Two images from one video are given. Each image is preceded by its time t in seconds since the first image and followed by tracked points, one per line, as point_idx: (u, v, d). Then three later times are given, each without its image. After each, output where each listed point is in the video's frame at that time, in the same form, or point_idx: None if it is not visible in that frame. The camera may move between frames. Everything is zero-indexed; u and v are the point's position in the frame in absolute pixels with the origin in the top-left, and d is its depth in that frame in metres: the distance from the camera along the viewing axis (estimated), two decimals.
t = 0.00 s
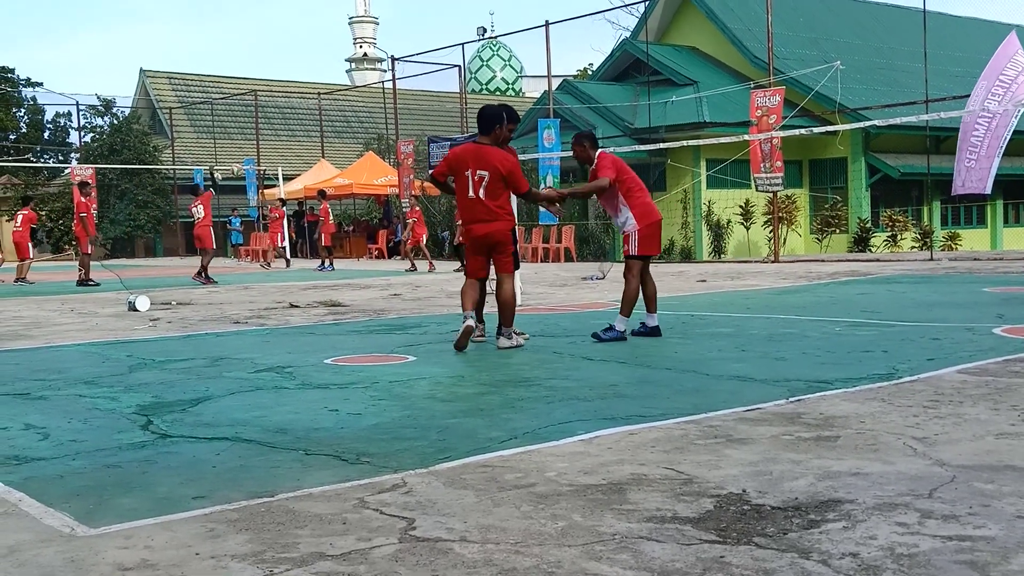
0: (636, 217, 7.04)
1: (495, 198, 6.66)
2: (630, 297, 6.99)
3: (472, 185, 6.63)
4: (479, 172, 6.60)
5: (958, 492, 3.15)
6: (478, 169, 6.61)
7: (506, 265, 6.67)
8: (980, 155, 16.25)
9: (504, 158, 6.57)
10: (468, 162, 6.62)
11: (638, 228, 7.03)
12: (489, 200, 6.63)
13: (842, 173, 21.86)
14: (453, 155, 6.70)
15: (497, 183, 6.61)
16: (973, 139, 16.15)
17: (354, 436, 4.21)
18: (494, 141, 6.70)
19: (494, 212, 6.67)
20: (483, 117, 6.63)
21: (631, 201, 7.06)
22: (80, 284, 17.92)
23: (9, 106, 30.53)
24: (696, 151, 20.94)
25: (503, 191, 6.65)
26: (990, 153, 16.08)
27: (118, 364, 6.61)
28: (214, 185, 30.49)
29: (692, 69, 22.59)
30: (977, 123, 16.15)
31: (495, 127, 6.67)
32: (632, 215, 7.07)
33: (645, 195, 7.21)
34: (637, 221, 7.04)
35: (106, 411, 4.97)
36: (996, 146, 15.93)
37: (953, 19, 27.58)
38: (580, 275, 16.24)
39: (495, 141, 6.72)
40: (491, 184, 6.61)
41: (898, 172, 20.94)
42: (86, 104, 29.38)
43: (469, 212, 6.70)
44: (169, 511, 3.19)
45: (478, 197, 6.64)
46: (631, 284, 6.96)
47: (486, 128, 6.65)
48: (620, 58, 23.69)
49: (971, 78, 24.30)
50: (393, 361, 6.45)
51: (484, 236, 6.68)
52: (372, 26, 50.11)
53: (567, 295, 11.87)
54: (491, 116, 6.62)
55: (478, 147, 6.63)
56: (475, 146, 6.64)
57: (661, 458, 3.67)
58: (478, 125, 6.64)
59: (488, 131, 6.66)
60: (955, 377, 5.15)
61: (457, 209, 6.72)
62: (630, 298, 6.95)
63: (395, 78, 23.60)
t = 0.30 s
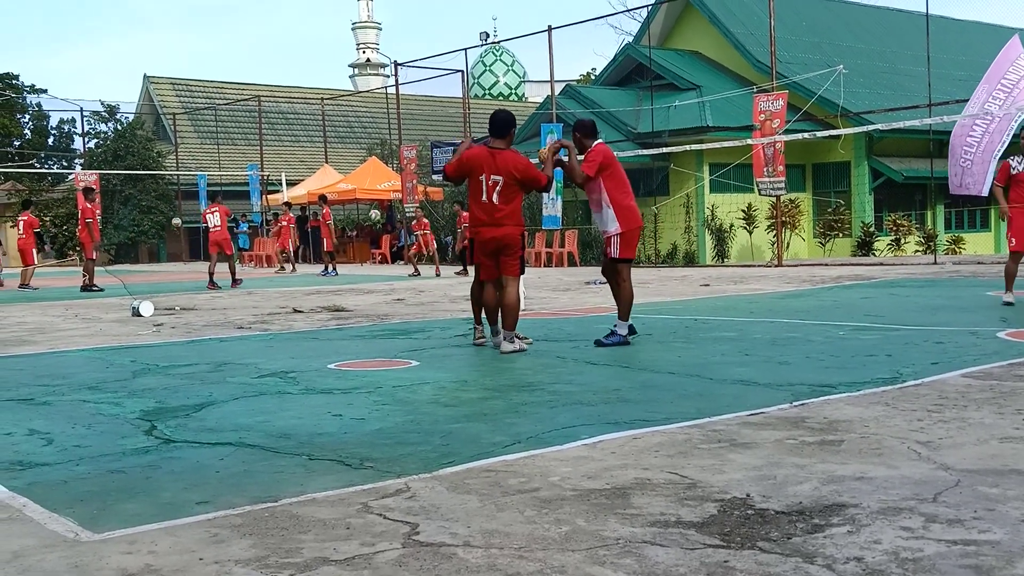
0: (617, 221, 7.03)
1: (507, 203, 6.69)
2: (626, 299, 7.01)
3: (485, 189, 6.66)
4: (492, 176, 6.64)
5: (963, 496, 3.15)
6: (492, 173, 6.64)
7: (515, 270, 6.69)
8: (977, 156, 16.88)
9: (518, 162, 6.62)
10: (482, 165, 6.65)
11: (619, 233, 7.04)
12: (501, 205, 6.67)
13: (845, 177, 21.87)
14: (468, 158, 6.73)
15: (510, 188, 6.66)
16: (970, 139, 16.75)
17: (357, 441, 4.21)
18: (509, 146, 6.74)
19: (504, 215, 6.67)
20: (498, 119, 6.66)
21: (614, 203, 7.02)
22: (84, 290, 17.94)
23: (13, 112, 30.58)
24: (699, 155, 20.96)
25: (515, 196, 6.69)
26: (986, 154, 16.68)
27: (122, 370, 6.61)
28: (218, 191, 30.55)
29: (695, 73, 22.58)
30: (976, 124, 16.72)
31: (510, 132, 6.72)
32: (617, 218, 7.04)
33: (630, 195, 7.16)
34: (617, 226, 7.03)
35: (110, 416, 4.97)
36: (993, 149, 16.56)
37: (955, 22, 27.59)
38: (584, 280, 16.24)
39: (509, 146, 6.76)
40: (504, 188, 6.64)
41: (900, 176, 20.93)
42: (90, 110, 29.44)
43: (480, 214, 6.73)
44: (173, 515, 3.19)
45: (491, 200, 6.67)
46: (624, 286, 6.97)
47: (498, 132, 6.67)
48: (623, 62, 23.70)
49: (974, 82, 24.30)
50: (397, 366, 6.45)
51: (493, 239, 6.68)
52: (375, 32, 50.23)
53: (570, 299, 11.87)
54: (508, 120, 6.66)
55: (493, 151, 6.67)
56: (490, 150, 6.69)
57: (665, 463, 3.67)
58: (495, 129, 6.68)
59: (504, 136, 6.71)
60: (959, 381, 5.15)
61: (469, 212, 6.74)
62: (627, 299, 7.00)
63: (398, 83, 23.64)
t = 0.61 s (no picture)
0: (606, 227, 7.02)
1: (504, 207, 6.71)
2: (621, 304, 7.00)
3: (482, 193, 6.71)
4: (489, 179, 6.68)
5: (966, 500, 3.14)
6: (489, 176, 6.69)
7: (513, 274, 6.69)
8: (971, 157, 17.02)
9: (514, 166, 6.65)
10: (480, 169, 6.73)
11: (610, 239, 7.01)
12: (498, 209, 6.70)
13: (848, 181, 21.88)
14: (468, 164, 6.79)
15: (507, 191, 6.68)
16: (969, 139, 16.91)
17: (359, 446, 4.21)
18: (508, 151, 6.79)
19: (500, 220, 6.70)
20: (497, 125, 6.71)
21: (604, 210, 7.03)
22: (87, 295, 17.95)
23: (16, 118, 30.64)
24: (701, 159, 21.03)
25: (512, 200, 6.72)
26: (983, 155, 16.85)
27: (124, 375, 6.62)
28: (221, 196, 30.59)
29: (697, 78, 22.60)
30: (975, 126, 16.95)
31: (509, 137, 6.77)
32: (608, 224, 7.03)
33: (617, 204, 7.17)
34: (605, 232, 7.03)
35: (113, 421, 4.97)
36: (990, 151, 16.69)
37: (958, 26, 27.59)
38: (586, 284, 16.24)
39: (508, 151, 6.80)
40: (501, 192, 6.68)
41: (903, 180, 20.93)
42: (93, 115, 29.51)
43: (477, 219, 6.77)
44: (176, 520, 3.19)
45: (488, 204, 6.71)
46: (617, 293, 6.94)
47: (498, 137, 6.73)
48: (625, 67, 23.71)
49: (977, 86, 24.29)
50: (399, 370, 6.46)
51: (488, 244, 6.72)
52: (377, 37, 50.30)
53: (572, 304, 11.86)
54: (506, 125, 6.71)
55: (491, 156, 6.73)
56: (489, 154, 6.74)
57: (667, 467, 3.67)
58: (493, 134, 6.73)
59: (503, 142, 6.75)
60: (962, 385, 5.14)
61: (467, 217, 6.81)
62: (623, 305, 6.97)
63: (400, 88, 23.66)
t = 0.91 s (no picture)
0: (584, 225, 7.07)
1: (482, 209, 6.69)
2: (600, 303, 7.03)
3: (459, 196, 6.69)
4: (464, 182, 6.66)
5: (967, 499, 3.14)
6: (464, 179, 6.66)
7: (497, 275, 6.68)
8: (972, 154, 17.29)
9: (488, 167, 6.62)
10: (455, 171, 6.70)
11: (583, 236, 7.07)
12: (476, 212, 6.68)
13: (848, 181, 21.89)
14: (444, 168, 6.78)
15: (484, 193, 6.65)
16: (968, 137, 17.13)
17: (360, 446, 4.21)
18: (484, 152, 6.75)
19: (479, 221, 6.69)
20: (470, 127, 6.69)
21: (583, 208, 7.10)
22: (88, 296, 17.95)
23: (16, 119, 30.64)
24: (702, 159, 21.03)
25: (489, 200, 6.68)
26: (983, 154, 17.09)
27: (125, 375, 6.62)
28: (222, 197, 30.58)
29: (697, 78, 22.59)
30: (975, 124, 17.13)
31: (484, 138, 6.73)
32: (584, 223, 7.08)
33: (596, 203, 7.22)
34: (584, 229, 7.07)
35: (114, 422, 4.97)
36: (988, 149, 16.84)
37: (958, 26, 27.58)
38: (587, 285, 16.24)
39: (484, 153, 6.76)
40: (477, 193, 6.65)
41: (904, 180, 20.90)
42: (93, 116, 29.51)
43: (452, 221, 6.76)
44: (176, 521, 3.19)
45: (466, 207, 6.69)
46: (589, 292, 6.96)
47: (474, 139, 6.70)
48: (626, 67, 23.71)
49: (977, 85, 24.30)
50: (399, 371, 6.45)
51: (470, 245, 6.72)
52: (377, 37, 50.36)
53: (572, 304, 11.86)
54: (480, 127, 6.68)
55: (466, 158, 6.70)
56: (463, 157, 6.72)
57: (668, 467, 3.67)
58: (467, 136, 6.71)
59: (478, 143, 6.72)
60: (964, 385, 5.13)
61: (441, 220, 6.79)
62: (600, 302, 6.99)
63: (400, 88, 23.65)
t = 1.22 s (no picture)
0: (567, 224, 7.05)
1: (451, 204, 6.68)
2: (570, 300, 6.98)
3: (429, 192, 6.70)
4: (433, 177, 6.66)
5: (966, 497, 3.14)
6: (434, 174, 6.66)
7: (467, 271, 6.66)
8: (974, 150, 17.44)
9: (455, 162, 6.61)
10: (426, 166, 6.70)
11: (564, 233, 7.06)
12: (445, 207, 6.68)
13: (847, 178, 21.89)
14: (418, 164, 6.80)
15: (452, 188, 6.64)
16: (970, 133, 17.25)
17: (359, 444, 4.21)
18: (455, 147, 6.75)
19: (446, 216, 6.70)
20: (439, 122, 6.70)
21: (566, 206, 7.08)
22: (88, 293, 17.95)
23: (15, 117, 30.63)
24: (701, 156, 21.01)
25: (458, 196, 6.67)
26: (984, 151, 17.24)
27: (123, 373, 6.61)
28: (221, 194, 30.56)
29: (696, 75, 22.58)
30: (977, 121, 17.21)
31: (453, 133, 6.72)
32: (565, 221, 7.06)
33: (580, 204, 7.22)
34: (565, 228, 7.06)
35: (112, 419, 4.96)
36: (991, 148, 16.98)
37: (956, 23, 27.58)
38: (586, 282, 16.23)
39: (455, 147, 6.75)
40: (446, 189, 6.64)
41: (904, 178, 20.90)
42: (92, 113, 29.49)
43: (427, 218, 6.80)
44: (175, 519, 3.19)
45: (436, 202, 6.70)
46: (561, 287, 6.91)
47: (443, 134, 6.70)
48: (624, 64, 23.70)
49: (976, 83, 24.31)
50: (398, 369, 6.45)
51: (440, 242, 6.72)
52: (376, 35, 50.36)
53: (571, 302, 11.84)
54: (448, 123, 6.68)
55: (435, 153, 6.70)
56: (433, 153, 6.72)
57: (667, 465, 3.67)
58: (435, 132, 6.71)
59: (448, 139, 6.71)
60: (962, 382, 5.13)
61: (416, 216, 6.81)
62: (568, 301, 6.94)
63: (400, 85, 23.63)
